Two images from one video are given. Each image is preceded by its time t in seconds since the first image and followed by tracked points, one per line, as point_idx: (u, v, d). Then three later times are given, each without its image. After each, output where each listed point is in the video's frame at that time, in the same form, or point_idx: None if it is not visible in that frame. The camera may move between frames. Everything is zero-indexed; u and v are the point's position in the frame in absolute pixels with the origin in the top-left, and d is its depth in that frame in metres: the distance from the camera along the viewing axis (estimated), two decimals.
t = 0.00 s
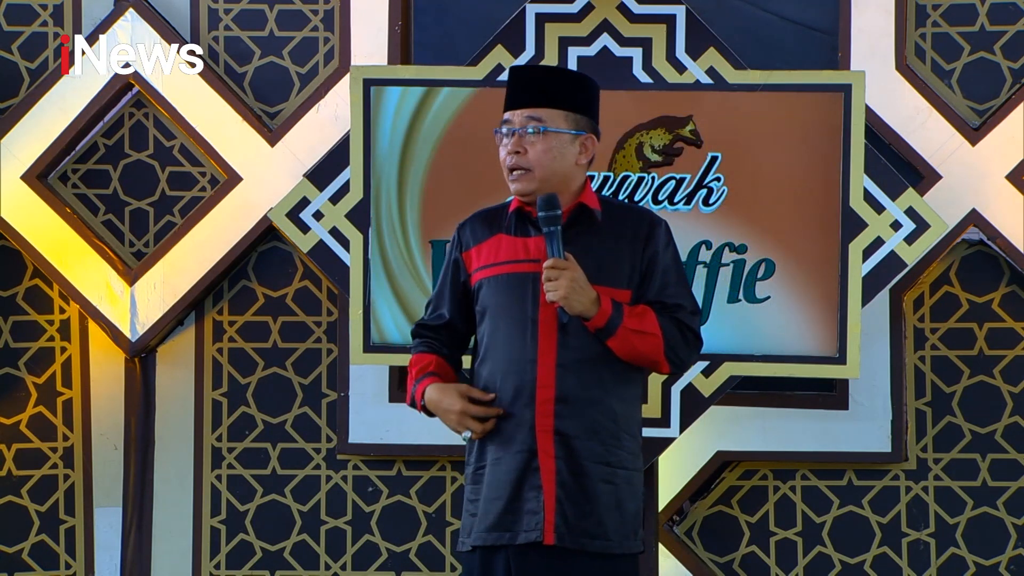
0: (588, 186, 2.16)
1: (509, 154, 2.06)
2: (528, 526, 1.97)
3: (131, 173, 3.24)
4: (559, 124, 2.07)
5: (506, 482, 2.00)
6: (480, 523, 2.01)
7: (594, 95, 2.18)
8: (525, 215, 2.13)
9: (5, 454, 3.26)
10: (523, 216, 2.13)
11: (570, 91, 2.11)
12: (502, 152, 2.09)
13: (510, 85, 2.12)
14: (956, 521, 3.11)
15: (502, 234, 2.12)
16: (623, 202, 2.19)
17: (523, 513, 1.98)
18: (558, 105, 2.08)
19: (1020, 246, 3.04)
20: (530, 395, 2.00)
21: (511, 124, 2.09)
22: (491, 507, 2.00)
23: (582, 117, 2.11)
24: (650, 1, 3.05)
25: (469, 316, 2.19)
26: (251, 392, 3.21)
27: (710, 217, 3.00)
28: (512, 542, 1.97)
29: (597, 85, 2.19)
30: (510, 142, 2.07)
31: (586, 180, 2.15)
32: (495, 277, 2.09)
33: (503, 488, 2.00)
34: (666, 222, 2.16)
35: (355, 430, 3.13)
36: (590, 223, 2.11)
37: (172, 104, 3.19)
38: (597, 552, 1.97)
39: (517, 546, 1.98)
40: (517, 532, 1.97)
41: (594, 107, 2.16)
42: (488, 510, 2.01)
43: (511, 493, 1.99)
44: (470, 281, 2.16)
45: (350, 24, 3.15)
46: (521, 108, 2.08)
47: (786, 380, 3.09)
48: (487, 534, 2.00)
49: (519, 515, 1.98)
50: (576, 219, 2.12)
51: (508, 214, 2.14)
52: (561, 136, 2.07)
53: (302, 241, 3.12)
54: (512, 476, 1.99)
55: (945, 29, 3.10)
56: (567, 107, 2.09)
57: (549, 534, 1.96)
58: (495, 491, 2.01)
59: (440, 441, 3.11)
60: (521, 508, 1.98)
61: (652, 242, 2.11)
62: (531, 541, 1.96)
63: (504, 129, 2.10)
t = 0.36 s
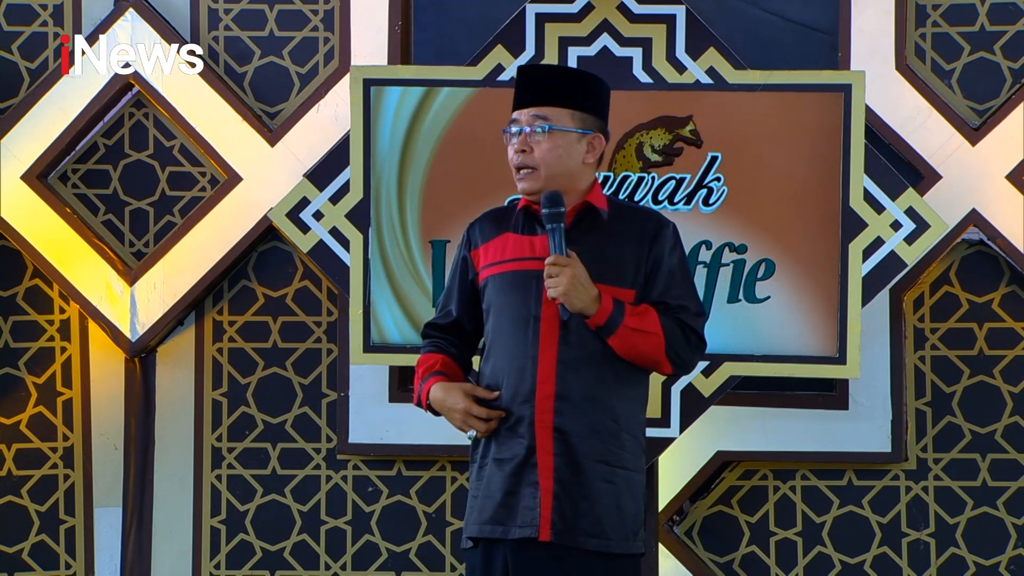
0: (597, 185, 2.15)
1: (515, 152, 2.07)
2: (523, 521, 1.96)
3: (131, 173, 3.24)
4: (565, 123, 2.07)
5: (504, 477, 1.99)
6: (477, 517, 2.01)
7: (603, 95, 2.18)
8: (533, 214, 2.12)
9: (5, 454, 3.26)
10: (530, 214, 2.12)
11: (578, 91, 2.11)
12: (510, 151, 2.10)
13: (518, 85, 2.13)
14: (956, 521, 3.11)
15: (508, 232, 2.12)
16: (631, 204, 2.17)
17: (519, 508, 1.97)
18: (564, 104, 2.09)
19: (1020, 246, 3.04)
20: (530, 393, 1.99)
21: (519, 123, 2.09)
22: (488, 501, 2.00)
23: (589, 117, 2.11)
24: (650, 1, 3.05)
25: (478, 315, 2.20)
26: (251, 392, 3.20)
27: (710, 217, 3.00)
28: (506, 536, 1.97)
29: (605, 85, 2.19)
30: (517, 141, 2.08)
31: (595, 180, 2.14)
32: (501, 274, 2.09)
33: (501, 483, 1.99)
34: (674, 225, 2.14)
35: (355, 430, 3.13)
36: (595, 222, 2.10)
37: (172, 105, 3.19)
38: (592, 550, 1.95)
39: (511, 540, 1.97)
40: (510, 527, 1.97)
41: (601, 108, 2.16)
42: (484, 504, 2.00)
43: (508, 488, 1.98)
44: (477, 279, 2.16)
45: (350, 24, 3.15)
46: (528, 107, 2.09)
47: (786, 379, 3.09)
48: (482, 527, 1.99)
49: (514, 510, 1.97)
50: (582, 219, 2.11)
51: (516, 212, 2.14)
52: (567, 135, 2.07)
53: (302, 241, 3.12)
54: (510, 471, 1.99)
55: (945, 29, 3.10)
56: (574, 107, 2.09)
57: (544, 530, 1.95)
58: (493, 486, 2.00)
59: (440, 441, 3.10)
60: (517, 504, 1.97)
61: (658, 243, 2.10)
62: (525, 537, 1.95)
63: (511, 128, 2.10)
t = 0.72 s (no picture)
0: (599, 185, 2.14)
1: (516, 153, 2.07)
2: (522, 521, 1.96)
3: (131, 173, 3.24)
4: (567, 124, 2.06)
5: (504, 476, 1.98)
6: (477, 516, 2.01)
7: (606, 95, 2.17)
8: (535, 214, 2.12)
9: (5, 454, 3.26)
10: (532, 214, 2.12)
11: (579, 91, 2.10)
12: (511, 151, 2.09)
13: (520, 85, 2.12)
14: (956, 521, 3.10)
15: (511, 231, 2.11)
16: (633, 203, 2.16)
17: (519, 508, 1.97)
18: (566, 105, 2.08)
19: (1020, 246, 3.04)
20: (530, 393, 1.99)
21: (521, 123, 2.09)
22: (487, 500, 2.00)
23: (591, 117, 2.10)
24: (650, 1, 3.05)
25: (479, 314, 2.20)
26: (251, 392, 3.21)
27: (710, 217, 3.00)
28: (506, 536, 1.96)
29: (609, 86, 2.18)
30: (518, 141, 2.08)
31: (597, 180, 2.13)
32: (502, 275, 2.08)
33: (500, 482, 1.99)
34: (676, 224, 2.13)
35: (355, 430, 3.13)
36: (596, 222, 2.09)
37: (172, 105, 3.19)
38: (592, 549, 1.95)
39: (511, 540, 1.96)
40: (510, 526, 1.96)
41: (604, 108, 2.15)
42: (484, 503, 2.00)
43: (507, 487, 1.98)
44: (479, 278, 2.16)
45: (350, 24, 3.15)
46: (530, 108, 2.09)
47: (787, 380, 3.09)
48: (482, 526, 1.99)
49: (514, 510, 1.97)
50: (584, 219, 2.09)
51: (518, 211, 2.13)
52: (568, 136, 2.06)
53: (302, 241, 3.12)
54: (509, 471, 1.98)
55: (945, 29, 3.10)
56: (576, 107, 2.09)
57: (543, 529, 1.94)
58: (493, 485, 2.00)
59: (441, 441, 3.10)
60: (517, 503, 1.97)
61: (659, 242, 2.09)
62: (524, 537, 1.95)
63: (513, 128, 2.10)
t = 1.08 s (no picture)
0: (598, 185, 2.14)
1: (515, 150, 2.08)
2: (527, 523, 1.95)
3: (131, 173, 3.24)
4: (565, 122, 2.07)
5: (506, 478, 1.98)
6: (480, 520, 2.00)
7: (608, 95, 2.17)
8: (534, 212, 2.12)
9: (5, 454, 3.26)
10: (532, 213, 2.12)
11: (580, 90, 2.11)
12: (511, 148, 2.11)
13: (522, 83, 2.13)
14: (956, 521, 3.11)
15: (510, 231, 2.11)
16: (632, 202, 2.15)
17: (522, 510, 1.97)
18: (565, 103, 2.09)
19: (1020, 246, 3.04)
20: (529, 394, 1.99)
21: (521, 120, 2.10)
22: (491, 504, 1.99)
23: (590, 116, 2.10)
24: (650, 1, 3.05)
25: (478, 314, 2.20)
26: (251, 392, 3.20)
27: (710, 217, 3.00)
28: (512, 539, 1.96)
29: (615, 88, 2.18)
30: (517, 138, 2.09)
31: (595, 180, 2.13)
32: (500, 273, 2.09)
33: (504, 485, 1.98)
34: (674, 222, 2.12)
35: (355, 430, 3.13)
36: (592, 222, 2.09)
37: (172, 105, 3.18)
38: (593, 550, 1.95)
39: (518, 542, 1.96)
40: (516, 529, 1.96)
41: (605, 107, 2.14)
42: (488, 507, 1.99)
43: (511, 490, 1.97)
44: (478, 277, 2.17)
45: (350, 24, 3.15)
46: (530, 105, 2.10)
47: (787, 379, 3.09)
48: (488, 531, 1.98)
49: (518, 512, 1.97)
50: (580, 218, 2.09)
51: (517, 210, 2.14)
52: (566, 134, 2.07)
53: (302, 241, 3.12)
54: (512, 474, 1.98)
55: (945, 29, 3.10)
56: (575, 106, 2.09)
57: (548, 530, 1.94)
58: (495, 488, 1.99)
59: (441, 441, 3.10)
60: (520, 505, 1.97)
61: (655, 241, 2.08)
62: (530, 538, 1.95)
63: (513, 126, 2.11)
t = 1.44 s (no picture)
0: (561, 191, 2.09)
1: (480, 149, 2.03)
2: (488, 527, 1.92)
3: (131, 173, 3.24)
4: (533, 125, 2.03)
5: (465, 482, 1.93)
6: (438, 524, 1.95)
7: (580, 102, 2.13)
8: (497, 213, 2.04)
9: (5, 454, 3.26)
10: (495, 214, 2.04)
11: (552, 94, 2.06)
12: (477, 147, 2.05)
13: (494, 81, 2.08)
14: (956, 521, 3.10)
15: (473, 231, 2.03)
16: (594, 207, 2.10)
17: (483, 514, 1.92)
18: (535, 106, 2.05)
19: (1020, 246, 3.04)
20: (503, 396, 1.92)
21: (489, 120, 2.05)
22: (450, 508, 1.94)
23: (559, 122, 2.06)
24: (650, 1, 3.05)
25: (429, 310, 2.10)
26: (251, 392, 3.20)
27: (710, 217, 3.00)
28: (473, 543, 1.92)
29: (584, 95, 2.15)
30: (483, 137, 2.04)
31: (558, 185, 2.07)
32: (459, 274, 2.00)
33: (463, 490, 1.93)
34: (634, 228, 2.06)
35: (355, 430, 3.13)
36: (551, 226, 2.03)
37: (172, 105, 3.19)
38: (553, 556, 1.91)
39: (478, 547, 1.92)
40: (477, 533, 1.92)
41: (576, 114, 2.11)
42: (447, 511, 1.94)
43: (471, 494, 1.93)
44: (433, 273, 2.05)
45: (350, 24, 3.15)
46: (500, 105, 2.05)
47: (786, 379, 3.09)
48: (447, 535, 1.93)
49: (479, 516, 1.92)
50: (538, 223, 2.04)
51: (482, 209, 2.05)
52: (533, 137, 2.03)
53: (302, 241, 3.13)
54: (471, 478, 1.93)
55: (945, 29, 3.10)
56: (544, 110, 2.05)
57: (509, 535, 1.90)
58: (454, 493, 1.94)
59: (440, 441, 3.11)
60: (481, 510, 1.92)
61: (613, 247, 2.01)
62: (491, 543, 1.91)
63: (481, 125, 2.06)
